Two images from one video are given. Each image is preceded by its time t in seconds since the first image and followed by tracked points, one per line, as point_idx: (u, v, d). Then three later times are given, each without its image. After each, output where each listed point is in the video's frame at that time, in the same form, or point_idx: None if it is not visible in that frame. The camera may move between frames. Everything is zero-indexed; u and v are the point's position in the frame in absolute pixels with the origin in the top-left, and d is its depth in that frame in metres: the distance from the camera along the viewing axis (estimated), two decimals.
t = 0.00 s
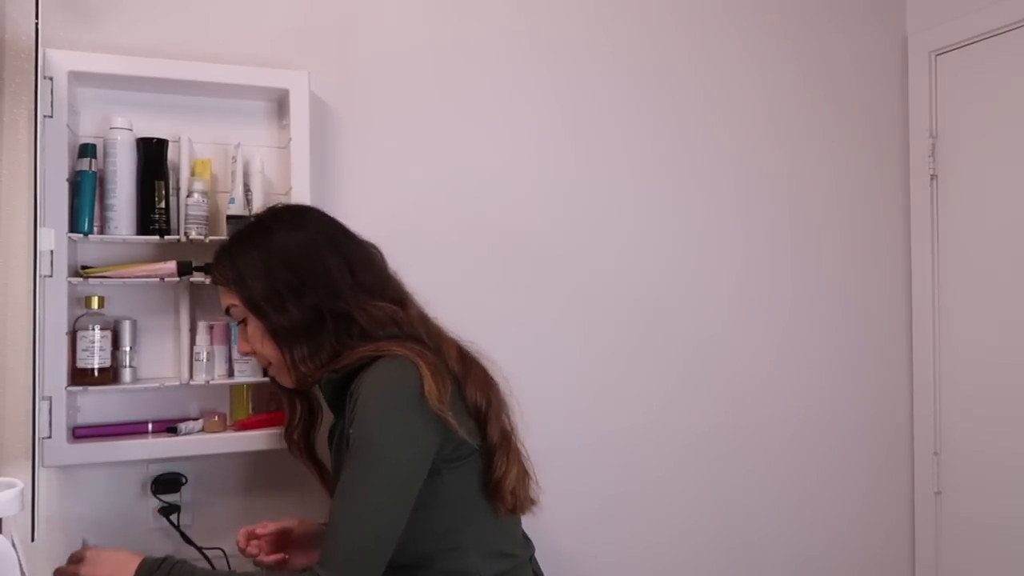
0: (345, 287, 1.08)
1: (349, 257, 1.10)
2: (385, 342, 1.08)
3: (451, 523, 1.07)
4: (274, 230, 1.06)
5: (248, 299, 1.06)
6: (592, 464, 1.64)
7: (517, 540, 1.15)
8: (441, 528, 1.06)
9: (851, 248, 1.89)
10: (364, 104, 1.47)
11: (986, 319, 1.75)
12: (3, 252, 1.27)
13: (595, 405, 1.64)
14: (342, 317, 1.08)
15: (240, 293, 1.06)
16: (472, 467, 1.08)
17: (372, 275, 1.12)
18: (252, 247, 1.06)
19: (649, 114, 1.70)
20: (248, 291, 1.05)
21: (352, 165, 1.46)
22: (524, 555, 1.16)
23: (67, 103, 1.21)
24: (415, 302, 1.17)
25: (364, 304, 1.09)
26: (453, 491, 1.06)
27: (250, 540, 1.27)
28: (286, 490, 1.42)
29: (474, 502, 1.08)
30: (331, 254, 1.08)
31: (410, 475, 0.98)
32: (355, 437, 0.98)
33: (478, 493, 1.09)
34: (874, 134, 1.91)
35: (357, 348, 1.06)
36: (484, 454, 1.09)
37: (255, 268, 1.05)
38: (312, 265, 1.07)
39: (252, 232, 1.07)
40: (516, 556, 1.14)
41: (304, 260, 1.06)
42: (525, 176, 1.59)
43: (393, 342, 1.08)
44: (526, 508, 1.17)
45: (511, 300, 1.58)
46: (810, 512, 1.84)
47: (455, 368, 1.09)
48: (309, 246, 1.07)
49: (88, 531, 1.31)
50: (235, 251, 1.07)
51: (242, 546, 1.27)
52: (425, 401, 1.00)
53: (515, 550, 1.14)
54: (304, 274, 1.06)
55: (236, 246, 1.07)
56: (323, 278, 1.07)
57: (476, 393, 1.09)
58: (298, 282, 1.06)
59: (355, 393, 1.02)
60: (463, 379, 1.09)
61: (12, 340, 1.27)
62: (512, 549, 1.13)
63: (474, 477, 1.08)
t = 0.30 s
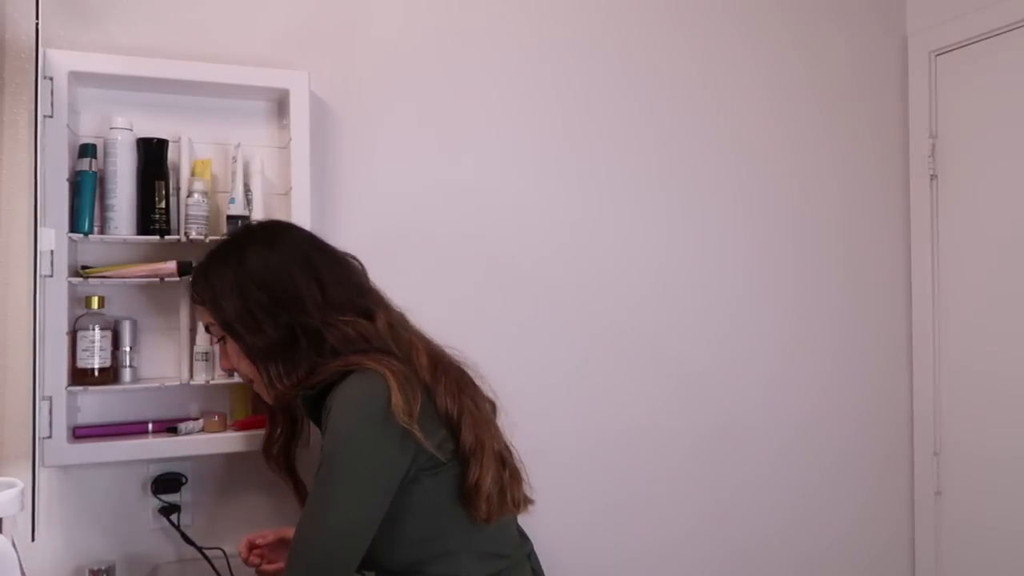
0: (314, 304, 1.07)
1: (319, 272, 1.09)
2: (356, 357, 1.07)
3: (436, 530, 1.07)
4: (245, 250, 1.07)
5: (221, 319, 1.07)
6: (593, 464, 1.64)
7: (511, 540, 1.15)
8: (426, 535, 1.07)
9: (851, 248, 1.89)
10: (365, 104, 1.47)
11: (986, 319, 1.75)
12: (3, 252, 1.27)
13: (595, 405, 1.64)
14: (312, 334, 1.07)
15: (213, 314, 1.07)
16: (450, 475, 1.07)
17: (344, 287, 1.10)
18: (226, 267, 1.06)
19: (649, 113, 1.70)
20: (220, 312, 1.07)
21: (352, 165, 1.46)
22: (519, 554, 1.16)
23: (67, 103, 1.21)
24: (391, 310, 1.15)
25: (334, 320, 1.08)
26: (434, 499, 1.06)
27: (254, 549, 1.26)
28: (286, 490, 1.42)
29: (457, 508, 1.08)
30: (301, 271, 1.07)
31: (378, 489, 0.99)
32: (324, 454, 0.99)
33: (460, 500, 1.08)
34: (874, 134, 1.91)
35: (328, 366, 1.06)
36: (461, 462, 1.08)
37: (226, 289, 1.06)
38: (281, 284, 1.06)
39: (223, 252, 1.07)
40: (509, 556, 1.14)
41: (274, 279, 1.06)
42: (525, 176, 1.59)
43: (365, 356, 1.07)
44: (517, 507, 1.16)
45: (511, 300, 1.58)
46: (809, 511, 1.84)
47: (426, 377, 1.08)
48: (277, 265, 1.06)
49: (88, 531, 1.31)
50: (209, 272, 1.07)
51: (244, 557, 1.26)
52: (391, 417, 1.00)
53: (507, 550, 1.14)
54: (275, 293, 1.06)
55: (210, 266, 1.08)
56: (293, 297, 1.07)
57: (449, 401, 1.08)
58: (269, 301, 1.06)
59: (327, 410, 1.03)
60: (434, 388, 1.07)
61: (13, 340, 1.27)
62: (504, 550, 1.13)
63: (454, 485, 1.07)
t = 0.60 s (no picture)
0: (312, 307, 1.07)
1: (316, 276, 1.08)
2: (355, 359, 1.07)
3: (438, 530, 1.07)
4: (242, 254, 1.07)
5: (220, 325, 1.08)
6: (592, 463, 1.64)
7: (514, 539, 1.15)
8: (428, 536, 1.06)
9: (851, 247, 1.89)
10: (365, 104, 1.47)
11: (986, 319, 1.75)
12: (3, 251, 1.27)
13: (595, 405, 1.64)
14: (311, 337, 1.07)
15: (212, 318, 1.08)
16: (450, 476, 1.07)
17: (342, 290, 1.10)
18: (223, 271, 1.07)
19: (649, 113, 1.70)
20: (219, 317, 1.07)
21: (352, 165, 1.46)
22: (522, 553, 1.16)
23: (67, 103, 1.21)
24: (390, 313, 1.15)
25: (333, 323, 1.08)
26: (434, 500, 1.06)
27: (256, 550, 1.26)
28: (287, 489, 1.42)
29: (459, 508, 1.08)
30: (298, 275, 1.07)
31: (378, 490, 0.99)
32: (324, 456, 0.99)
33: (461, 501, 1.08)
34: (874, 134, 1.91)
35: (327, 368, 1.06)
36: (460, 464, 1.07)
37: (223, 294, 1.06)
38: (279, 288, 1.06)
39: (221, 256, 1.08)
40: (511, 556, 1.14)
41: (271, 282, 1.06)
42: (525, 176, 1.59)
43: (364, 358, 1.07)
44: (518, 506, 1.16)
45: (511, 300, 1.58)
46: (809, 510, 1.84)
47: (423, 378, 1.07)
48: (273, 268, 1.06)
49: (88, 531, 1.31)
50: (207, 276, 1.08)
51: (246, 557, 1.26)
52: (390, 419, 1.00)
53: (510, 549, 1.13)
54: (272, 297, 1.06)
55: (208, 270, 1.08)
56: (291, 300, 1.07)
57: (448, 403, 1.07)
58: (267, 306, 1.06)
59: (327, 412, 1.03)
60: (432, 389, 1.07)
61: (13, 340, 1.27)
62: (505, 549, 1.13)
63: (453, 486, 1.07)
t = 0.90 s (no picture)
0: (316, 307, 1.07)
1: (320, 275, 1.08)
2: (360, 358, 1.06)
3: (443, 530, 1.07)
4: (246, 253, 1.07)
5: (223, 324, 1.07)
6: (591, 463, 1.64)
7: (517, 540, 1.15)
8: (433, 535, 1.06)
9: (851, 247, 1.89)
10: (364, 104, 1.47)
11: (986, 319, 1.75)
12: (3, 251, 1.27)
13: (595, 405, 1.65)
14: (316, 337, 1.07)
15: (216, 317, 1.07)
16: (457, 476, 1.07)
17: (346, 290, 1.10)
18: (227, 270, 1.07)
19: (648, 113, 1.70)
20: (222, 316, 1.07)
21: (352, 165, 1.46)
22: (524, 554, 1.16)
23: (67, 103, 1.21)
24: (395, 314, 1.15)
25: (337, 323, 1.08)
26: (441, 500, 1.06)
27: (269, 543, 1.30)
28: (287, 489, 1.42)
29: (463, 508, 1.08)
30: (301, 274, 1.07)
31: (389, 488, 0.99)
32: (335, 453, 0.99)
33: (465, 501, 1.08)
34: (874, 134, 1.91)
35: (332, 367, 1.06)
36: (467, 464, 1.07)
37: (227, 293, 1.06)
38: (283, 287, 1.06)
39: (225, 255, 1.07)
40: (515, 557, 1.13)
41: (274, 281, 1.06)
42: (525, 176, 1.59)
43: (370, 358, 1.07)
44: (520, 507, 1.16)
45: (511, 300, 1.58)
46: (808, 510, 1.84)
47: (429, 378, 1.08)
48: (277, 268, 1.06)
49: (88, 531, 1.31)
50: (211, 275, 1.08)
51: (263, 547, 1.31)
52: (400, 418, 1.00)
53: (513, 550, 1.13)
54: (276, 296, 1.06)
55: (210, 269, 1.08)
56: (295, 300, 1.06)
57: (454, 403, 1.07)
58: (271, 306, 1.06)
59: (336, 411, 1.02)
60: (439, 389, 1.07)
61: (12, 339, 1.27)
62: (509, 550, 1.13)
63: (460, 486, 1.07)
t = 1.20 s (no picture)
0: (327, 302, 1.07)
1: (331, 271, 1.08)
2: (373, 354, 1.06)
3: (451, 526, 1.06)
4: (255, 246, 1.06)
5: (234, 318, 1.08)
6: (591, 463, 1.65)
7: (521, 539, 1.15)
8: (441, 532, 1.06)
9: (851, 247, 1.89)
10: (364, 103, 1.47)
11: (986, 319, 1.75)
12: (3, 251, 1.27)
13: (595, 404, 1.65)
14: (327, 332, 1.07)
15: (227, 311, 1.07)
16: (468, 472, 1.07)
17: (357, 287, 1.10)
18: (235, 264, 1.06)
19: (648, 113, 1.70)
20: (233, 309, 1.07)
21: (352, 165, 1.46)
22: (527, 553, 1.16)
23: (67, 103, 1.21)
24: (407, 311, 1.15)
25: (349, 320, 1.07)
26: (452, 496, 1.06)
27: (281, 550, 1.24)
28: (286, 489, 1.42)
29: (473, 506, 1.08)
30: (311, 270, 1.07)
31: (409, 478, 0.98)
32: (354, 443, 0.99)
33: (475, 498, 1.08)
34: (874, 133, 1.91)
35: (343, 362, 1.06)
36: (478, 461, 1.07)
37: (237, 286, 1.06)
38: (291, 283, 1.06)
39: (235, 248, 1.07)
40: (520, 555, 1.13)
41: (284, 276, 1.06)
42: (525, 175, 1.59)
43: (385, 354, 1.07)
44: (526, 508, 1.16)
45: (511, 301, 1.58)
46: (808, 510, 1.84)
47: (445, 375, 1.07)
48: (287, 263, 1.06)
49: (88, 531, 1.31)
50: (219, 267, 1.07)
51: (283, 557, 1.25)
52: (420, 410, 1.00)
53: (518, 549, 1.13)
54: (285, 291, 1.06)
55: (218, 261, 1.08)
56: (304, 296, 1.06)
57: (469, 400, 1.07)
58: (279, 300, 1.06)
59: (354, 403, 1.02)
60: (455, 386, 1.07)
61: (12, 339, 1.27)
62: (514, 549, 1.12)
63: (471, 483, 1.07)
